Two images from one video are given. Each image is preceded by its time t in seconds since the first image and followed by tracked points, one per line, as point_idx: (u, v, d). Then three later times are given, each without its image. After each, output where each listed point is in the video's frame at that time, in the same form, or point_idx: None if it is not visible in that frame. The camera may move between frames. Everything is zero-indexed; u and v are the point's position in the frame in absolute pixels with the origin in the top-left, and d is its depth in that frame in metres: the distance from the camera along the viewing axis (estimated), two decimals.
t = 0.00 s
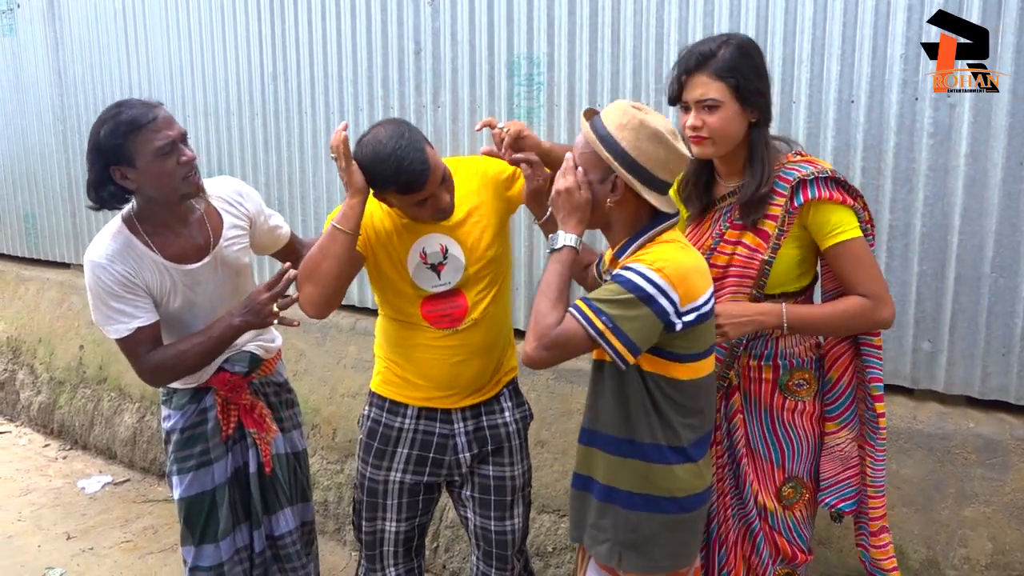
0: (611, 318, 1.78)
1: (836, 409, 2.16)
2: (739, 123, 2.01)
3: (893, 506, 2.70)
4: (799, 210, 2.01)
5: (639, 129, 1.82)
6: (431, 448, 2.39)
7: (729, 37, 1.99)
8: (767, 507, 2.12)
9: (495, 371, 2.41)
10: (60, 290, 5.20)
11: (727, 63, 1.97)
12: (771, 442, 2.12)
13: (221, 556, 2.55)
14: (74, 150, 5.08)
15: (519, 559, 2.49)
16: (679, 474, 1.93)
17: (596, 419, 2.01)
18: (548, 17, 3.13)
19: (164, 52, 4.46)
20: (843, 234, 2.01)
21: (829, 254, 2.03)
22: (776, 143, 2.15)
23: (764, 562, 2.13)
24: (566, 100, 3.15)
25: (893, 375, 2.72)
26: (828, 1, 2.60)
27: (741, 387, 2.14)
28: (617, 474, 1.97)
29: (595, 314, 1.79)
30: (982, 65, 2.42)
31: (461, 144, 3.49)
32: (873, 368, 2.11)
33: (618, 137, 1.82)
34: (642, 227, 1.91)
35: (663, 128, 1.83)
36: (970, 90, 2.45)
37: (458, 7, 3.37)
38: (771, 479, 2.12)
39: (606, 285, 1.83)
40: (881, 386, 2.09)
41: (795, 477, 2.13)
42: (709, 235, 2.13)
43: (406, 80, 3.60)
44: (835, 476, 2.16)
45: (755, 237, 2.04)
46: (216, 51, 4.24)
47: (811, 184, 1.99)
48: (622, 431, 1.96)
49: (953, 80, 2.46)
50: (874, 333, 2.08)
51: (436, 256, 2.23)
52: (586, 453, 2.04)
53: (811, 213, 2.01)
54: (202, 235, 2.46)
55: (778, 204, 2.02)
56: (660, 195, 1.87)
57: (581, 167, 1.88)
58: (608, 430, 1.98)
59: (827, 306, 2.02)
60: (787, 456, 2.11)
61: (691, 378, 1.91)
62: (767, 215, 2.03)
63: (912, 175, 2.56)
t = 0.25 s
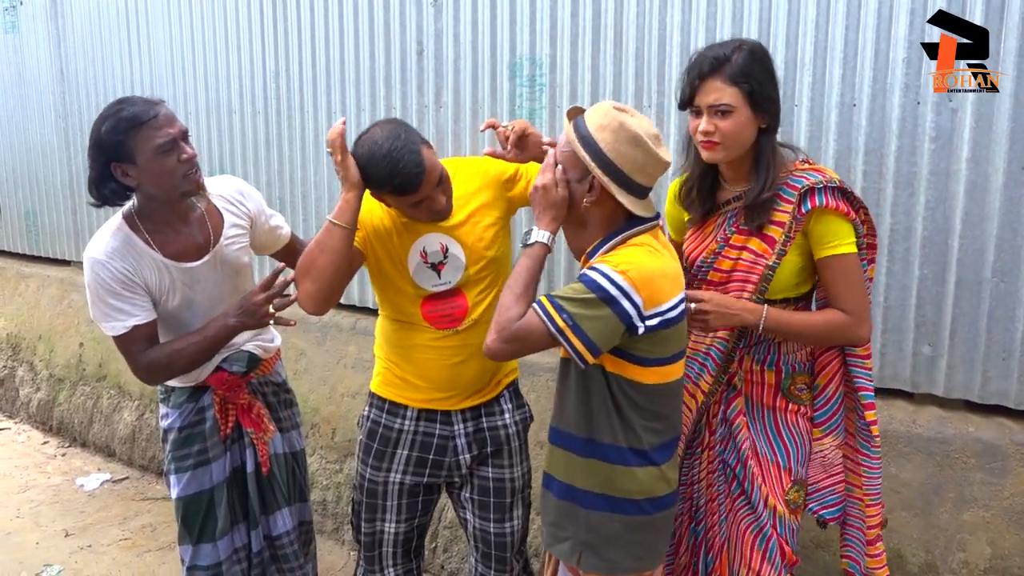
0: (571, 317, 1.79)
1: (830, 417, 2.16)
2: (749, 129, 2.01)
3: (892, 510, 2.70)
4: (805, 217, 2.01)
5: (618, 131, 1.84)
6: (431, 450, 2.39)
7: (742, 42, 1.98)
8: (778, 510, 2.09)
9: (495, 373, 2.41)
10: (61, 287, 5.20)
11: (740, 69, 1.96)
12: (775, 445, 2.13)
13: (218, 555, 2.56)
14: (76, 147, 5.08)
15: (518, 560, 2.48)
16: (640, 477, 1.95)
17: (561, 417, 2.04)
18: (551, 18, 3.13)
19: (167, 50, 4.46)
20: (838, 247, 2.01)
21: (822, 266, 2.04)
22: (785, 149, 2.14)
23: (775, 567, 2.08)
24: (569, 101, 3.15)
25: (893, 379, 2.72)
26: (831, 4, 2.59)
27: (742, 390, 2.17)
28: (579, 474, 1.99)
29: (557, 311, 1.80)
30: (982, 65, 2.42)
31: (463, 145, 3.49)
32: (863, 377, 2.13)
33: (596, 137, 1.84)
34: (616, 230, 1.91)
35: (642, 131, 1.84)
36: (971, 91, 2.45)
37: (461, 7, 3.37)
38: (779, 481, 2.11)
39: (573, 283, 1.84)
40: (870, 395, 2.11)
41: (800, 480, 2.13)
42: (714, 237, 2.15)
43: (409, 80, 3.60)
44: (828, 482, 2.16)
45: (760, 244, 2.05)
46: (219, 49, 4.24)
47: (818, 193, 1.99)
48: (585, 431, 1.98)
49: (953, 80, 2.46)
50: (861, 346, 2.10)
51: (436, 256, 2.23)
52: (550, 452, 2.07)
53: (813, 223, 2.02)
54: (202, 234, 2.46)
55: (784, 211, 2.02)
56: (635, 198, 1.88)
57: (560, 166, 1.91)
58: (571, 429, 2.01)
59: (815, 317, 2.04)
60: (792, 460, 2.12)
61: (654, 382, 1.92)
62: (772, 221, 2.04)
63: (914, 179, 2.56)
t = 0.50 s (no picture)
0: (555, 315, 1.82)
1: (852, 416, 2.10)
2: (772, 127, 2.00)
3: (894, 510, 2.70)
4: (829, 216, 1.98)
5: (599, 133, 1.86)
6: (432, 451, 2.39)
7: (766, 39, 1.98)
8: (809, 513, 2.05)
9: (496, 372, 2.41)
10: (62, 287, 5.19)
11: (764, 66, 1.96)
12: (803, 449, 2.08)
13: (217, 555, 2.56)
14: (77, 147, 5.08)
15: (519, 560, 2.48)
16: (624, 471, 1.98)
17: (547, 415, 2.07)
18: (553, 17, 3.13)
19: (168, 49, 4.46)
20: (853, 247, 1.99)
21: (840, 264, 2.02)
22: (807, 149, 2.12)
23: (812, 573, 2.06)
24: (570, 101, 3.15)
25: (894, 379, 2.72)
26: (833, 4, 2.60)
27: (767, 397, 2.11)
28: (563, 469, 2.03)
29: (541, 309, 1.84)
30: (983, 66, 2.43)
31: (465, 144, 3.49)
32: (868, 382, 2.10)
33: (578, 138, 1.87)
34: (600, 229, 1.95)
35: (622, 132, 1.87)
36: (971, 91, 2.45)
37: (463, 7, 3.37)
38: (811, 486, 2.07)
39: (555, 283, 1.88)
40: (873, 399, 2.09)
41: (832, 482, 2.09)
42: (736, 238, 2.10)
43: (410, 79, 3.60)
44: (855, 484, 2.09)
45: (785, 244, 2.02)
46: (220, 49, 4.24)
47: (845, 192, 1.97)
48: (569, 427, 2.02)
49: (954, 80, 2.46)
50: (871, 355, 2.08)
51: (436, 256, 2.23)
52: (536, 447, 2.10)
53: (835, 221, 1.99)
54: (200, 232, 2.46)
55: (807, 210, 1.99)
56: (619, 198, 1.91)
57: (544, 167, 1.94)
58: (557, 426, 2.04)
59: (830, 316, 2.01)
60: (820, 463, 2.08)
61: (636, 379, 1.96)
62: (796, 220, 2.00)
63: (915, 179, 2.57)
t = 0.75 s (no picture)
0: (564, 316, 1.86)
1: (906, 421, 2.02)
2: (809, 122, 1.91)
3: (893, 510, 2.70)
4: (882, 209, 1.89)
5: (596, 137, 1.90)
6: (428, 451, 2.39)
7: (801, 31, 1.89)
8: (855, 531, 1.96)
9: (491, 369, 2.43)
10: (62, 286, 5.19)
11: (798, 59, 1.87)
12: (853, 465, 1.98)
13: (214, 556, 2.56)
14: (77, 146, 5.08)
15: (517, 561, 2.47)
16: (622, 453, 2.03)
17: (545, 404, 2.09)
18: (553, 17, 3.13)
19: (168, 49, 4.46)
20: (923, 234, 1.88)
21: (905, 258, 1.90)
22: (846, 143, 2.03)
23: None
24: (570, 101, 3.15)
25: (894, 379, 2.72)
26: (833, 4, 2.59)
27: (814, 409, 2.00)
28: (562, 454, 2.05)
29: (550, 311, 1.87)
30: (983, 66, 2.42)
31: (465, 144, 3.49)
32: (926, 381, 2.02)
33: (575, 143, 1.90)
34: (594, 230, 1.98)
35: (619, 137, 1.91)
36: (971, 91, 2.45)
37: (463, 7, 3.37)
38: (857, 503, 1.98)
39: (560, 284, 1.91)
40: (933, 398, 2.02)
41: (877, 499, 2.00)
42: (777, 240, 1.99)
43: (410, 79, 3.60)
44: (909, 489, 2.03)
45: (835, 242, 1.92)
46: (220, 49, 4.24)
47: (895, 182, 1.87)
48: (567, 412, 2.04)
49: (954, 80, 2.46)
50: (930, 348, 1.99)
51: (433, 251, 2.25)
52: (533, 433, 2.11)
53: (891, 213, 1.89)
54: (194, 230, 2.47)
55: (856, 205, 1.90)
56: (615, 201, 1.96)
57: (540, 170, 1.96)
58: (555, 414, 2.05)
59: (904, 313, 1.90)
60: (870, 480, 1.98)
61: (633, 369, 2.01)
62: (845, 216, 1.91)
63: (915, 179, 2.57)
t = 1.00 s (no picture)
0: (580, 312, 1.96)
1: (953, 432, 2.04)
2: (844, 120, 1.86)
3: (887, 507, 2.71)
4: (924, 211, 1.84)
5: (592, 138, 2.01)
6: (420, 451, 2.39)
7: (839, 25, 1.84)
8: (878, 548, 1.94)
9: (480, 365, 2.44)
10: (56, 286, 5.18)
11: (830, 53, 1.82)
12: (879, 476, 1.95)
13: (203, 558, 2.56)
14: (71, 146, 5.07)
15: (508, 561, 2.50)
16: (631, 430, 2.18)
17: (554, 392, 2.19)
18: (548, 16, 3.13)
19: (163, 48, 4.45)
20: (973, 237, 1.83)
21: (959, 261, 1.86)
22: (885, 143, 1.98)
23: None
24: (565, 99, 3.15)
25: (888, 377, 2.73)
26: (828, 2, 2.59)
27: (841, 417, 1.97)
28: (578, 436, 2.16)
29: (566, 308, 1.97)
30: (982, 66, 2.42)
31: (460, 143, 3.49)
32: (982, 388, 2.02)
33: (573, 145, 2.01)
34: (588, 227, 2.13)
35: (610, 137, 2.04)
36: (970, 91, 2.45)
37: (458, 5, 3.37)
38: (880, 516, 1.96)
39: (569, 282, 2.01)
40: (991, 406, 2.01)
41: (904, 513, 1.99)
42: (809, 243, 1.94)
43: (405, 78, 3.60)
44: (959, 498, 2.08)
45: (871, 245, 1.87)
46: (215, 48, 4.23)
47: (938, 183, 1.83)
48: (583, 400, 2.15)
49: (953, 80, 2.45)
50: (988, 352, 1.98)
51: (425, 239, 2.27)
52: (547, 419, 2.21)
53: (936, 214, 1.85)
54: (184, 231, 2.46)
55: (898, 207, 1.85)
56: (607, 196, 2.08)
57: (537, 172, 2.06)
58: (567, 401, 2.16)
59: (969, 320, 1.86)
60: (896, 491, 1.96)
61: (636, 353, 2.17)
62: (885, 218, 1.87)
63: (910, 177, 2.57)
